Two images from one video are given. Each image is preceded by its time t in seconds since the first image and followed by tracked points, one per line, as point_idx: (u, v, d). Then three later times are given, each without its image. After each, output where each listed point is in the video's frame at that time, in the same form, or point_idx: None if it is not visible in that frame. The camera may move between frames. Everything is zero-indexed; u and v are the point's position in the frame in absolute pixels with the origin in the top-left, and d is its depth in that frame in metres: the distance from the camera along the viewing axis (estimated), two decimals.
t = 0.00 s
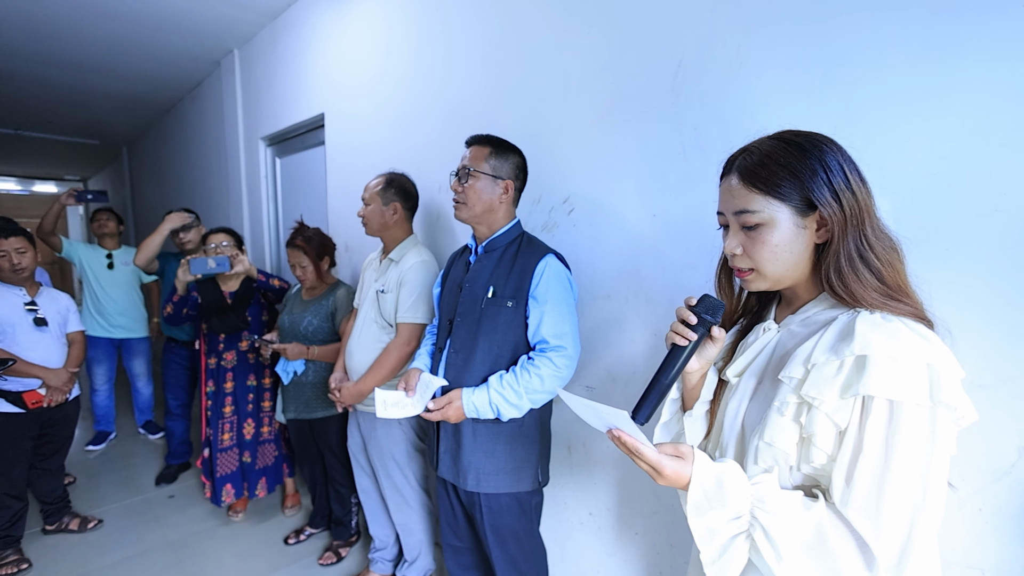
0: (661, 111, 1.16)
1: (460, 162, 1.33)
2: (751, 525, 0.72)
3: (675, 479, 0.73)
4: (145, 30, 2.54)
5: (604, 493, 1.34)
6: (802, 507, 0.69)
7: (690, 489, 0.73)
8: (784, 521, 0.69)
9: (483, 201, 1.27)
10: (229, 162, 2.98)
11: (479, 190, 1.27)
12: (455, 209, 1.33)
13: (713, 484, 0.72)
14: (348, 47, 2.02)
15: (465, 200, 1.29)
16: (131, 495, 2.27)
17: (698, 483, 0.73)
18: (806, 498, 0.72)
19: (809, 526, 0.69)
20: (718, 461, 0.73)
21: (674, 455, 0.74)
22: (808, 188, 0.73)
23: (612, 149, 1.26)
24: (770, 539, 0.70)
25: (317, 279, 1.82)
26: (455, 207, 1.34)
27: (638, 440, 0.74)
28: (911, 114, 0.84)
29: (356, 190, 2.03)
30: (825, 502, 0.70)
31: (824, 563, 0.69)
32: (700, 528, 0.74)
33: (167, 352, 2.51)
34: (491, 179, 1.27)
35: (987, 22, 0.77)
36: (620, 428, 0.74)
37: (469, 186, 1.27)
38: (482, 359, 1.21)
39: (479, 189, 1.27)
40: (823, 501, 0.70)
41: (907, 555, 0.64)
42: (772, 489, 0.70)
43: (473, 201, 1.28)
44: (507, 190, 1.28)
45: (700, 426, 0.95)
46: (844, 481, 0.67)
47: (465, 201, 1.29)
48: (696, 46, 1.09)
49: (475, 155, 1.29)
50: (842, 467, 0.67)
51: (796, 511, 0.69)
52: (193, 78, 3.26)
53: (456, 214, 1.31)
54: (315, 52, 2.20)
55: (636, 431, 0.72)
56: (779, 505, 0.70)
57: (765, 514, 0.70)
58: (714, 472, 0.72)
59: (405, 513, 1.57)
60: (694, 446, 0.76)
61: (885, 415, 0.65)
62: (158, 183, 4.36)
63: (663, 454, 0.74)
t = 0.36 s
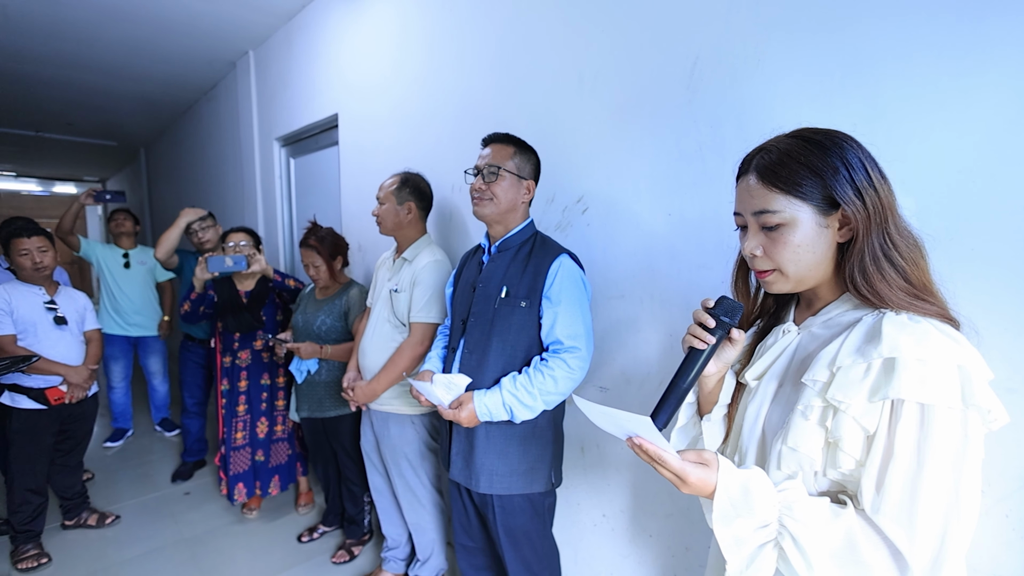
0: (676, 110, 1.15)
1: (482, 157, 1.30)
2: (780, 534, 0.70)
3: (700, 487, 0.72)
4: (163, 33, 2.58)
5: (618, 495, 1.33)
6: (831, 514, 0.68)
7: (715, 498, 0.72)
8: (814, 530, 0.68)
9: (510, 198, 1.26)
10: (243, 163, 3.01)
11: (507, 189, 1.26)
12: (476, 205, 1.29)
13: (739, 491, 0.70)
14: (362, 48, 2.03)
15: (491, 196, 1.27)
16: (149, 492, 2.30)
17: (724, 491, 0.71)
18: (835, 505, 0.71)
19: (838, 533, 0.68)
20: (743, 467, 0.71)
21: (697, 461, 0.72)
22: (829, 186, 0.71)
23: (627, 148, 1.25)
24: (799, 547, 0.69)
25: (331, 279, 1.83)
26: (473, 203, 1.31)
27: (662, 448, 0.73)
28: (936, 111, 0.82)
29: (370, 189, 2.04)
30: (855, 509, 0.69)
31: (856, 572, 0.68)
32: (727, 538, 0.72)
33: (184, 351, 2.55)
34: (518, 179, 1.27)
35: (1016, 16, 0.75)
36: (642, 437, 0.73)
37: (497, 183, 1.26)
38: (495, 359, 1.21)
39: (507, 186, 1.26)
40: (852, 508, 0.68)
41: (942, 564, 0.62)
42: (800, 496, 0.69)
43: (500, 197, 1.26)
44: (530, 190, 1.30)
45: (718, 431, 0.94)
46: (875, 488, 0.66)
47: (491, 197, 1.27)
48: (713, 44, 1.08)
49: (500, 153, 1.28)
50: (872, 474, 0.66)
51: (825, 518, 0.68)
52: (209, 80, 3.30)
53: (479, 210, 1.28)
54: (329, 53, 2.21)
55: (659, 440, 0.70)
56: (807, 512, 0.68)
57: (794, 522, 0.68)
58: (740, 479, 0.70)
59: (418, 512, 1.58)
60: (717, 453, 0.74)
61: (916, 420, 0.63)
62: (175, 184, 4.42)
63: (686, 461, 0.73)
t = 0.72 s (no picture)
0: (689, 109, 1.14)
1: (501, 156, 1.29)
2: (801, 537, 0.70)
3: (717, 491, 0.70)
4: (178, 36, 2.62)
5: (630, 495, 1.33)
6: (852, 517, 0.67)
7: (734, 502, 0.70)
8: (835, 532, 0.67)
9: (532, 197, 1.27)
10: (257, 164, 3.04)
11: (529, 188, 1.26)
12: (495, 202, 1.27)
13: (758, 496, 0.70)
14: (375, 49, 2.04)
15: (513, 194, 1.26)
16: (163, 489, 2.33)
17: (743, 496, 0.70)
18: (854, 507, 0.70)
19: (859, 535, 0.67)
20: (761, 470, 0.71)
21: (714, 465, 0.71)
22: (845, 184, 0.70)
23: (639, 148, 1.24)
24: (821, 551, 0.68)
25: (342, 279, 1.84)
26: (491, 200, 1.28)
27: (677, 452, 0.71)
28: (956, 109, 0.81)
29: (382, 190, 2.05)
30: (876, 511, 0.67)
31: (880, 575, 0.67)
32: (746, 544, 0.72)
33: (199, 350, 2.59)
34: (538, 180, 1.28)
35: None
36: (657, 441, 0.71)
37: (520, 182, 1.25)
38: (506, 361, 1.19)
39: (529, 185, 1.26)
40: (874, 509, 0.67)
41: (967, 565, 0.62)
42: (820, 498, 0.69)
43: (522, 195, 1.26)
44: (546, 193, 1.32)
45: (730, 433, 0.94)
46: (895, 488, 0.65)
47: (513, 195, 1.26)
48: (726, 43, 1.07)
49: (520, 152, 1.27)
50: (892, 473, 0.65)
51: (845, 520, 0.67)
52: (222, 82, 3.34)
53: (499, 207, 1.26)
54: (341, 55, 2.23)
55: (674, 444, 0.69)
56: (828, 514, 0.68)
57: (815, 526, 0.68)
58: (759, 483, 0.70)
59: (429, 511, 1.58)
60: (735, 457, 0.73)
61: (934, 418, 0.62)
62: (189, 184, 4.48)
63: (703, 465, 0.71)
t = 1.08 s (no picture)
0: (699, 109, 1.13)
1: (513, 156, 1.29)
2: (813, 539, 0.69)
3: (730, 493, 0.70)
4: (190, 37, 2.64)
5: (639, 496, 1.33)
6: (864, 518, 0.67)
7: (747, 505, 0.69)
8: (847, 532, 0.67)
9: (544, 196, 1.27)
10: (267, 164, 3.07)
11: (541, 188, 1.26)
12: (507, 200, 1.27)
13: (771, 499, 0.69)
14: (386, 49, 2.05)
15: (526, 192, 1.25)
16: (175, 487, 2.35)
17: (755, 498, 0.69)
18: (866, 508, 0.69)
19: (872, 537, 0.66)
20: (773, 472, 0.70)
21: (727, 468, 0.71)
22: (854, 184, 0.69)
23: (648, 148, 1.24)
24: (834, 554, 0.67)
25: (352, 279, 1.85)
26: (503, 198, 1.28)
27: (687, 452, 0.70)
28: (970, 109, 0.80)
29: (392, 190, 2.06)
30: (888, 512, 0.67)
31: None
32: (759, 546, 0.70)
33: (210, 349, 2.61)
34: (550, 181, 1.28)
35: None
36: (667, 441, 0.70)
37: (533, 181, 1.25)
38: (516, 363, 1.18)
39: (541, 184, 1.26)
40: (886, 510, 0.67)
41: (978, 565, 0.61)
42: (833, 499, 0.68)
43: (534, 193, 1.26)
44: (557, 194, 1.32)
45: (736, 434, 0.93)
46: (906, 489, 0.64)
47: (526, 193, 1.26)
48: (737, 43, 1.06)
49: (532, 152, 1.27)
50: (902, 474, 0.64)
51: (856, 522, 0.67)
52: (234, 83, 3.37)
53: (511, 205, 1.26)
54: (352, 55, 2.24)
55: (687, 446, 0.68)
56: (839, 516, 0.67)
57: (827, 527, 0.67)
58: (771, 485, 0.69)
59: (438, 511, 1.59)
60: (748, 459, 0.72)
61: (944, 418, 0.62)
62: (201, 185, 4.52)
63: (714, 467, 0.71)
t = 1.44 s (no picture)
0: (707, 109, 1.13)
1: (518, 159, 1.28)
2: (813, 539, 0.69)
3: (731, 492, 0.69)
4: (200, 39, 2.66)
5: (647, 495, 1.33)
6: (865, 519, 0.67)
7: (748, 504, 0.69)
8: (848, 534, 0.66)
9: (552, 198, 1.27)
10: (277, 165, 3.09)
11: (549, 189, 1.26)
12: (516, 202, 1.27)
13: (772, 498, 0.69)
14: (395, 50, 2.05)
15: (535, 194, 1.25)
16: (185, 485, 2.37)
17: (756, 497, 0.69)
18: (867, 509, 0.69)
19: (872, 539, 0.66)
20: (774, 473, 0.70)
21: (728, 466, 0.70)
22: (855, 188, 0.69)
23: (656, 148, 1.23)
24: (833, 554, 0.67)
25: (361, 278, 1.86)
26: (511, 200, 1.27)
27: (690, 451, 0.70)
28: (980, 110, 0.79)
29: (401, 190, 2.07)
30: (889, 514, 0.67)
31: None
32: (758, 544, 0.70)
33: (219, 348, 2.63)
34: (557, 182, 1.28)
35: None
36: (669, 440, 0.70)
37: (541, 183, 1.25)
38: (527, 362, 1.19)
39: (549, 186, 1.26)
40: (886, 512, 0.67)
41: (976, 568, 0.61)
42: (834, 500, 0.67)
43: (543, 195, 1.25)
44: (563, 194, 1.32)
45: (739, 433, 0.93)
46: (907, 491, 0.64)
47: (534, 195, 1.25)
48: (746, 43, 1.06)
49: (538, 153, 1.27)
50: (903, 477, 0.64)
51: (857, 523, 0.67)
52: (244, 84, 3.39)
53: (520, 207, 1.25)
54: (361, 56, 2.25)
55: (688, 444, 0.68)
56: (841, 517, 0.67)
57: (827, 528, 0.67)
58: (772, 486, 0.69)
59: (446, 510, 1.59)
60: (749, 458, 0.72)
61: (946, 422, 0.61)
62: (211, 185, 4.56)
63: (716, 465, 0.70)
